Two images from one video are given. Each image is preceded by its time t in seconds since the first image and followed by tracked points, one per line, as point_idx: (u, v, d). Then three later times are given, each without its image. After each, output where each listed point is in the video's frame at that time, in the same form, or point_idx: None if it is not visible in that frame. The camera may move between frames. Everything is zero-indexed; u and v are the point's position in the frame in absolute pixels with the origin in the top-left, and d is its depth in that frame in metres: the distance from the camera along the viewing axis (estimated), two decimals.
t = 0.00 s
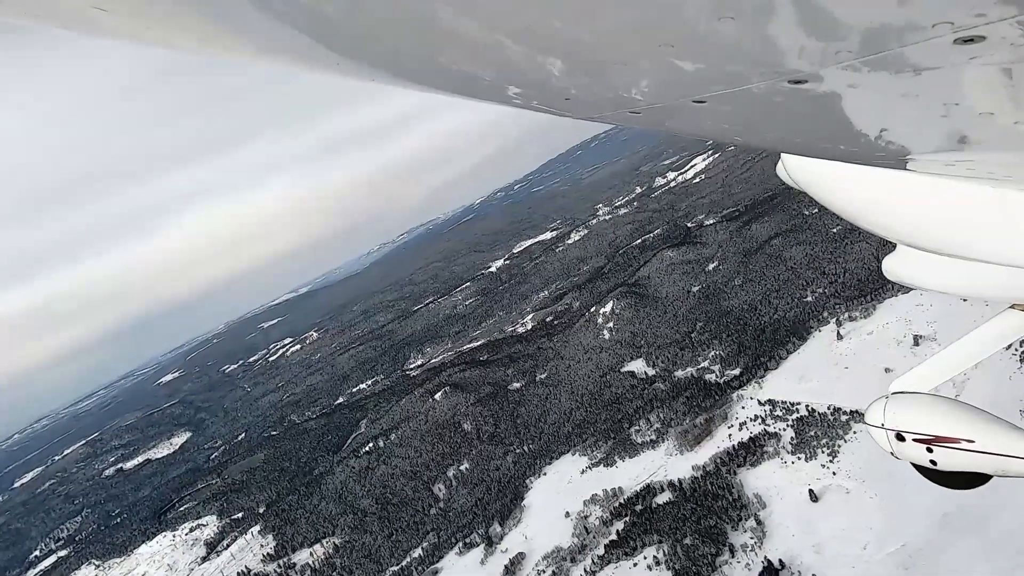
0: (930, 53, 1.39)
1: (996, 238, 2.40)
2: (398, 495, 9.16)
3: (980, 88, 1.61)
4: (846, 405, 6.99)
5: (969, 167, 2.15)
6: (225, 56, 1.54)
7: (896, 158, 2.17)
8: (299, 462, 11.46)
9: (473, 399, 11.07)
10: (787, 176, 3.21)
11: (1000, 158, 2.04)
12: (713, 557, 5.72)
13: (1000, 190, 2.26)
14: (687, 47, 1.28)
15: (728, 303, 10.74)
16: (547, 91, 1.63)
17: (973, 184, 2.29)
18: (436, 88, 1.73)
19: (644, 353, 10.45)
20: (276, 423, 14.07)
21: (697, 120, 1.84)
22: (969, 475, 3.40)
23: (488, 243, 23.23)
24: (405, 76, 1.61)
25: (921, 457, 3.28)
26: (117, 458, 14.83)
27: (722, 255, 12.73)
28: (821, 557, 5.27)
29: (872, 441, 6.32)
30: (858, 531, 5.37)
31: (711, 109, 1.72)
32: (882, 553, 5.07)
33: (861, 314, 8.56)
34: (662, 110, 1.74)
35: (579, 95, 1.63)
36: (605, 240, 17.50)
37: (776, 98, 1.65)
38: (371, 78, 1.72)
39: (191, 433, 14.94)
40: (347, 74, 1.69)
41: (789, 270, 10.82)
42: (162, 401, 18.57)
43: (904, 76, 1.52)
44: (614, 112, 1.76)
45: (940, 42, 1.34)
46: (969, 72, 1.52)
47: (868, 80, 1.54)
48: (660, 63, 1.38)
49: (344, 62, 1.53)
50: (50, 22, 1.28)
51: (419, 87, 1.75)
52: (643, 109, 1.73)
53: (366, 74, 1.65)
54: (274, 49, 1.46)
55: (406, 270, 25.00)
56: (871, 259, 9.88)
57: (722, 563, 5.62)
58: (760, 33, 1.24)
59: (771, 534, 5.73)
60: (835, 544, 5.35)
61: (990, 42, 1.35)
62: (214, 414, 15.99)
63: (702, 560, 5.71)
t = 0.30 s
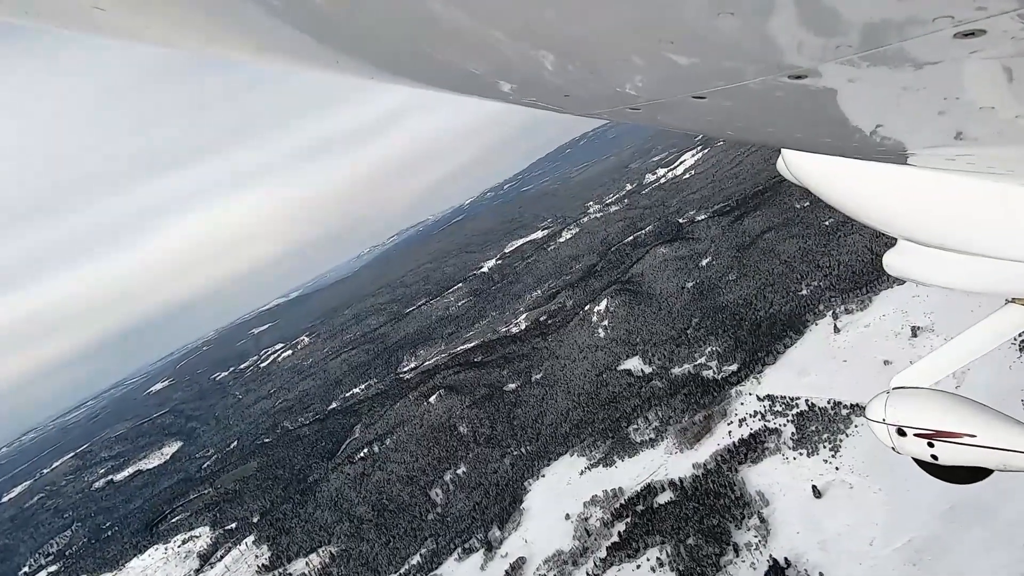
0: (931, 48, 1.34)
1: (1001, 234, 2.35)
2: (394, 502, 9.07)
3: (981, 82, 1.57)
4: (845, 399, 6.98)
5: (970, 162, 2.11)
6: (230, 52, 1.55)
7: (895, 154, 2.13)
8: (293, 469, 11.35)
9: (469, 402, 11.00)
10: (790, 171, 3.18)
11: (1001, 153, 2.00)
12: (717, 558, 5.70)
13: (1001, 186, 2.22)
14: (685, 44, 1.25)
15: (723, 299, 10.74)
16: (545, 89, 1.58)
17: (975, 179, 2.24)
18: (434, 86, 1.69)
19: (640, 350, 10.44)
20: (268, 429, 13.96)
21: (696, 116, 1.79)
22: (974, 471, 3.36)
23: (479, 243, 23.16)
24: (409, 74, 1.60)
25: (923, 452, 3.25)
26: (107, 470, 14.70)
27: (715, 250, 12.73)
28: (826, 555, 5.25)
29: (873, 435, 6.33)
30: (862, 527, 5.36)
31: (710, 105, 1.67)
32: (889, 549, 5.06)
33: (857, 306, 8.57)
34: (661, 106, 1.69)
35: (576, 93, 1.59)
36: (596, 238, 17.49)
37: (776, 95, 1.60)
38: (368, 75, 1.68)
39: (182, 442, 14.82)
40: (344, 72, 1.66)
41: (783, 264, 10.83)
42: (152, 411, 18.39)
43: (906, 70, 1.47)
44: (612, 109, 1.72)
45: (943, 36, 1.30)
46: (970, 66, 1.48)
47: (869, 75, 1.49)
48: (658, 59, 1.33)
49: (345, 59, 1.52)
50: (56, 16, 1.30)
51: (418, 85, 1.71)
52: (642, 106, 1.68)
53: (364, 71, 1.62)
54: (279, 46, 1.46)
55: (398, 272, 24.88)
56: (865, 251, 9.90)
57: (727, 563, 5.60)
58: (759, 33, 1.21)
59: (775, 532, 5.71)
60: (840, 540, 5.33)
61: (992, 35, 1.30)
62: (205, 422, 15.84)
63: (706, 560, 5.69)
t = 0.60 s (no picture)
0: (932, 41, 1.30)
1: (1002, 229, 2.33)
2: (390, 510, 8.95)
3: (981, 77, 1.53)
4: (844, 396, 7.02)
5: (970, 156, 2.08)
6: (231, 53, 1.53)
7: (895, 149, 2.09)
8: (285, 479, 11.21)
9: (463, 407, 10.91)
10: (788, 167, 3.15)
11: (1000, 146, 1.97)
12: (721, 561, 5.68)
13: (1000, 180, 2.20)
14: (683, 38, 1.20)
15: (716, 297, 10.73)
16: (542, 85, 1.53)
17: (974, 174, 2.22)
18: (432, 83, 1.64)
19: (634, 351, 10.41)
20: (259, 439, 13.80)
21: (694, 112, 1.75)
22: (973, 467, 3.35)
23: (469, 245, 23.08)
24: (410, 74, 1.59)
25: (923, 448, 3.23)
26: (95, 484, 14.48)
27: (707, 249, 12.74)
28: (831, 555, 5.28)
29: (873, 433, 6.37)
30: (869, 526, 5.39)
31: (709, 101, 1.63)
32: (895, 548, 5.11)
33: (853, 302, 8.60)
34: (660, 102, 1.64)
35: (575, 89, 1.54)
36: (587, 239, 17.47)
37: (775, 90, 1.56)
38: (365, 73, 1.64)
39: (171, 453, 14.63)
40: (341, 69, 1.61)
41: (776, 261, 10.84)
42: (140, 423, 18.15)
43: (906, 65, 1.43)
44: (610, 105, 1.67)
45: (943, 30, 1.25)
46: (971, 61, 1.44)
47: (869, 70, 1.45)
48: (655, 54, 1.29)
49: (345, 57, 1.48)
50: (45, 14, 1.27)
51: (417, 83, 1.66)
52: (640, 102, 1.63)
53: (361, 68, 1.58)
54: (280, 46, 1.45)
55: (388, 276, 24.74)
56: (858, 247, 9.95)
57: (730, 565, 5.60)
58: (761, 29, 1.18)
59: (779, 533, 5.71)
60: (846, 540, 5.35)
61: (993, 29, 1.26)
62: (195, 433, 15.65)
63: (709, 563, 5.67)
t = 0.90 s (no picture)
0: (928, 32, 1.26)
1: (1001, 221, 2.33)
2: (384, 523, 8.84)
3: (979, 67, 1.49)
4: (844, 397, 7.03)
5: (967, 146, 2.05)
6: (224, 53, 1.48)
7: (894, 140, 2.06)
8: (275, 493, 11.04)
9: (456, 415, 10.80)
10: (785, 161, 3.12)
11: (997, 136, 1.94)
12: (724, 568, 5.66)
13: (999, 171, 2.19)
14: (680, 30, 1.15)
15: (710, 299, 10.72)
16: (539, 82, 1.48)
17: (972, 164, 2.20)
18: (430, 81, 1.59)
19: (629, 355, 10.37)
20: (249, 452, 13.61)
21: (691, 107, 1.70)
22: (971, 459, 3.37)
23: (460, 251, 22.99)
24: (408, 73, 1.54)
25: (924, 439, 3.23)
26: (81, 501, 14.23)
27: (699, 251, 12.74)
28: (836, 559, 5.29)
29: (874, 432, 6.39)
30: (875, 528, 5.39)
31: (706, 96, 1.58)
32: (904, 550, 5.11)
33: (847, 301, 8.63)
34: (658, 97, 1.59)
35: (572, 85, 1.49)
36: (578, 242, 17.45)
37: (772, 83, 1.51)
38: (364, 72, 1.58)
39: (159, 468, 14.40)
40: (338, 70, 1.56)
41: (769, 262, 10.85)
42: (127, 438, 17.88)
43: (902, 55, 1.39)
44: (607, 101, 1.62)
45: (938, 20, 1.21)
46: (968, 51, 1.40)
47: (868, 61, 1.40)
48: (651, 48, 1.24)
49: (342, 57, 1.43)
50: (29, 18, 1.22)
51: (416, 82, 1.61)
52: (637, 97, 1.58)
53: (358, 67, 1.52)
54: (275, 46, 1.39)
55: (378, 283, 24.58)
56: (850, 246, 10.01)
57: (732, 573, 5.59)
58: (759, 22, 1.14)
59: (780, 540, 5.69)
60: (851, 545, 5.35)
61: (990, 18, 1.22)
62: (183, 446, 15.43)
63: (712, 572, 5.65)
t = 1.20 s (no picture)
0: (928, 26, 1.22)
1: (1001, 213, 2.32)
2: (377, 538, 8.72)
3: (977, 61, 1.46)
4: (842, 400, 7.04)
5: (965, 140, 2.03)
6: (217, 55, 1.43)
7: (891, 136, 2.03)
8: (265, 508, 10.85)
9: (450, 424, 10.67)
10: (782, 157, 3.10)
11: (994, 129, 1.92)
12: None
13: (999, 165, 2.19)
14: (680, 28, 1.11)
15: (703, 303, 10.70)
16: (537, 81, 1.43)
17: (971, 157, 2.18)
18: (429, 82, 1.53)
19: (624, 361, 10.32)
20: (237, 466, 13.39)
21: (688, 104, 1.66)
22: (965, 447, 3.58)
23: (450, 258, 22.86)
24: (407, 73, 1.49)
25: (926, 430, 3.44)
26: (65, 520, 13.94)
27: (691, 255, 12.73)
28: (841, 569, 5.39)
29: (874, 437, 6.45)
30: (879, 537, 5.48)
31: (704, 93, 1.53)
32: (909, 559, 5.19)
33: (841, 304, 8.65)
34: (655, 95, 1.55)
35: (570, 84, 1.45)
36: (568, 248, 17.42)
37: (770, 79, 1.47)
38: (363, 73, 1.53)
39: (145, 485, 14.13)
40: (336, 71, 1.51)
41: (762, 265, 10.86)
42: (112, 454, 17.56)
43: (901, 50, 1.35)
44: (605, 100, 1.57)
45: (935, 15, 1.17)
46: (967, 45, 1.37)
47: (868, 57, 1.37)
48: (650, 46, 1.20)
49: (339, 58, 1.38)
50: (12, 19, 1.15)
51: (416, 83, 1.56)
52: (636, 96, 1.54)
53: (356, 68, 1.47)
54: (271, 48, 1.34)
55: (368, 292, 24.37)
56: (843, 249, 10.05)
57: None
58: (761, 19, 1.10)
59: (781, 549, 5.80)
60: (856, 553, 5.45)
61: (990, 12, 1.19)
62: (170, 461, 15.18)
63: None
